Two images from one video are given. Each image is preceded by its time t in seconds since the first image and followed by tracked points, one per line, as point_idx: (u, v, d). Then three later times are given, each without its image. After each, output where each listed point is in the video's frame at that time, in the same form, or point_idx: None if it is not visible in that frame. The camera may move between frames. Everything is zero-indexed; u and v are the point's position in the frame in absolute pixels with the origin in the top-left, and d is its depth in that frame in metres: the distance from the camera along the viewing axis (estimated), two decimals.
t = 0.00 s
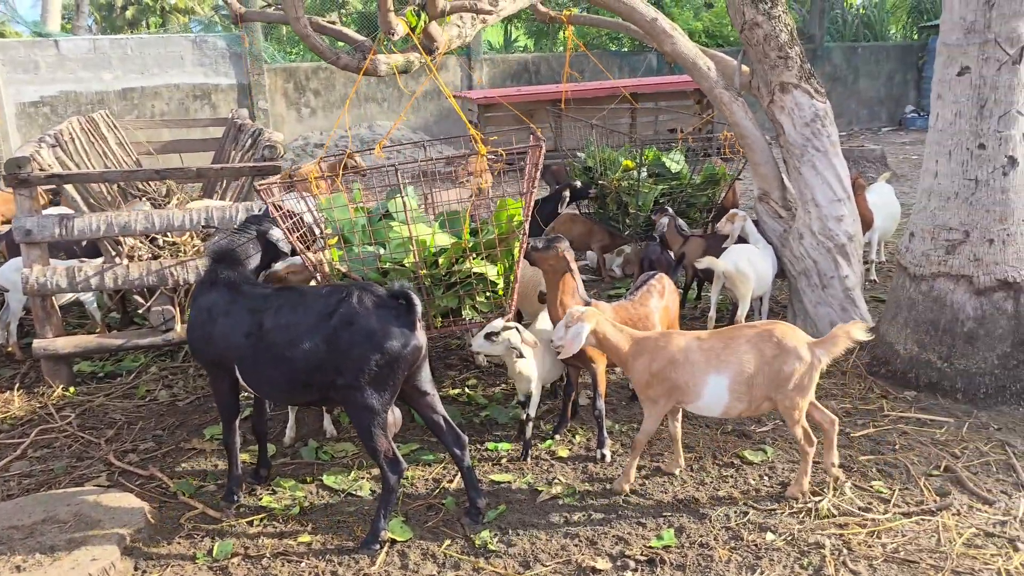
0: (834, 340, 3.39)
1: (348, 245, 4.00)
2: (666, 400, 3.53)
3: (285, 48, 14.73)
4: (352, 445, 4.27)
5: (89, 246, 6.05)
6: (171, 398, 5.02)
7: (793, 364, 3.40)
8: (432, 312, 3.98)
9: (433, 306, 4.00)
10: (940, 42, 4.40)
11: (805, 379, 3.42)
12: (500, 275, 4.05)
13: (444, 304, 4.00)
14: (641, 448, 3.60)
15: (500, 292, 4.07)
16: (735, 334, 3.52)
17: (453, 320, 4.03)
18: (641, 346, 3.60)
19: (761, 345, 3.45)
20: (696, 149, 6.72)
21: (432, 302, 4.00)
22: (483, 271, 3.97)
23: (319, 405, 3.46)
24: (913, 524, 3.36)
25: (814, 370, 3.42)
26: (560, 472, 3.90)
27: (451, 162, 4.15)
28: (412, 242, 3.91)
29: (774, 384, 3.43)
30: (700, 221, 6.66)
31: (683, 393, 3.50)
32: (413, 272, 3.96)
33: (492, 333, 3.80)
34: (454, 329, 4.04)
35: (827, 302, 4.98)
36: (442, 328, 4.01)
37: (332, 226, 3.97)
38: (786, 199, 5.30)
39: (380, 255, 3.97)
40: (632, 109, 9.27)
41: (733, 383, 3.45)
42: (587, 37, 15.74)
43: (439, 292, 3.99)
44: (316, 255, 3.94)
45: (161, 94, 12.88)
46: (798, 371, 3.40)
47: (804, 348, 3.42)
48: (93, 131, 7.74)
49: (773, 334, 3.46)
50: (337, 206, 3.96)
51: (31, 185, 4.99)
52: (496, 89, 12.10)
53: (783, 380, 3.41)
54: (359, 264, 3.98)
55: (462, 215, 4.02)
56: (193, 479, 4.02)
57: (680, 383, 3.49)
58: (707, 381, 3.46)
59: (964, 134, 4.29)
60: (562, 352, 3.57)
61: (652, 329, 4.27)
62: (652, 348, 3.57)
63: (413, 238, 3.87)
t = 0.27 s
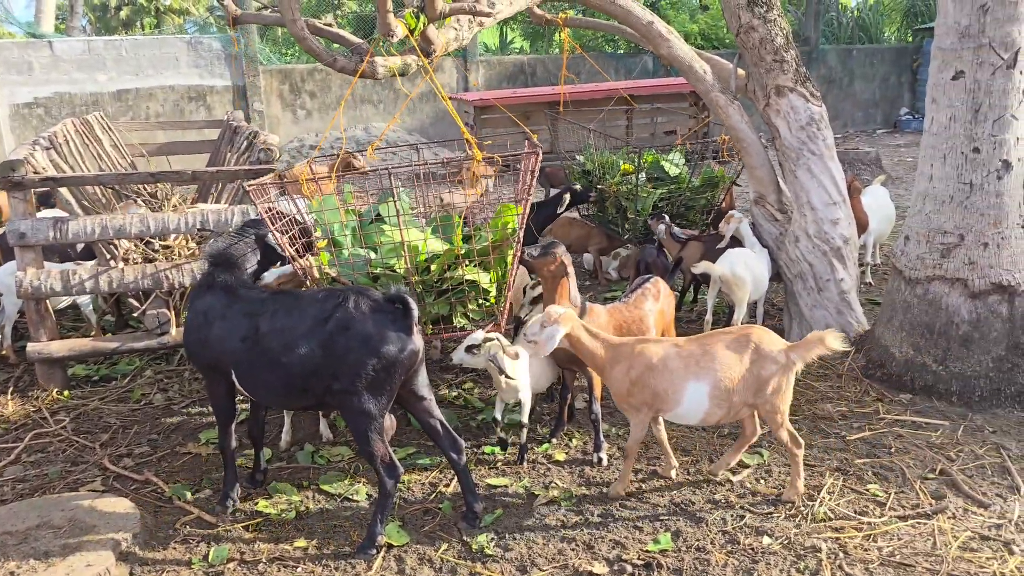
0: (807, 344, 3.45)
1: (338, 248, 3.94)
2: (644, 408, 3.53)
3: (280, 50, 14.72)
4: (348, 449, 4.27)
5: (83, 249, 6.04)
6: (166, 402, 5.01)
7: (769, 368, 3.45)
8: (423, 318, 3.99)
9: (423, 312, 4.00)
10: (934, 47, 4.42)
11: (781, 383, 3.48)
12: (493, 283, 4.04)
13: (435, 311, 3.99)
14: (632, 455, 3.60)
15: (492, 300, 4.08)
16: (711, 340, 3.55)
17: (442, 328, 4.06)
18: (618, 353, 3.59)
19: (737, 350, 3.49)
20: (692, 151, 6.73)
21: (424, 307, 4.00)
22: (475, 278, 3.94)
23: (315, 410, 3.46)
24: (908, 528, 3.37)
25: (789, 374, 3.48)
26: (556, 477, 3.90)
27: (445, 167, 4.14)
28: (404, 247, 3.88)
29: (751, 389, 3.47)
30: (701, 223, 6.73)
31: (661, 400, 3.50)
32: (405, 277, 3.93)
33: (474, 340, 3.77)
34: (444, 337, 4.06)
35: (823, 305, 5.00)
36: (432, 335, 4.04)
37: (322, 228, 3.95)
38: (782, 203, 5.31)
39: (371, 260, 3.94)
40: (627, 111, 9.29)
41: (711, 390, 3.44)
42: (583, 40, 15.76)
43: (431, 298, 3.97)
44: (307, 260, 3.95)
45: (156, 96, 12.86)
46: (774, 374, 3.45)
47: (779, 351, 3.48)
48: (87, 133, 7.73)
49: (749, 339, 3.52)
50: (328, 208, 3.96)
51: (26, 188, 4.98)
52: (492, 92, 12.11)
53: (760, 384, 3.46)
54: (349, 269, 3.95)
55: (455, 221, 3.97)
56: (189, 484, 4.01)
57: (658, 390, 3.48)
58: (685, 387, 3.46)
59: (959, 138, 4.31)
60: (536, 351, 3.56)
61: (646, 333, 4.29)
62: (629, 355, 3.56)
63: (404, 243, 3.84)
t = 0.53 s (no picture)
0: (778, 345, 3.52)
1: (339, 251, 3.95)
2: (624, 414, 3.52)
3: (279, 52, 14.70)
4: (347, 452, 4.26)
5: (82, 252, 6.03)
6: (165, 405, 5.00)
7: (744, 370, 3.51)
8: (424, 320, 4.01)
9: (424, 315, 4.01)
10: (932, 50, 4.43)
11: (754, 385, 3.54)
12: (493, 284, 4.04)
13: (436, 313, 4.00)
14: (620, 461, 3.60)
15: (492, 302, 4.09)
16: (687, 345, 3.58)
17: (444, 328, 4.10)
18: (597, 359, 3.58)
19: (713, 354, 3.53)
20: (691, 154, 6.74)
21: (425, 310, 4.01)
22: (475, 280, 3.95)
23: (316, 413, 3.46)
24: (908, 531, 3.37)
25: (761, 376, 3.55)
26: (556, 480, 3.90)
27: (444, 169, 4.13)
28: (404, 250, 3.85)
29: (728, 392, 3.50)
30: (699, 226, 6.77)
31: (641, 405, 3.49)
32: (405, 280, 3.91)
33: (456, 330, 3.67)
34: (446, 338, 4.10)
35: (822, 309, 4.99)
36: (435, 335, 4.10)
37: (324, 232, 3.98)
38: (781, 206, 5.27)
39: (371, 263, 3.90)
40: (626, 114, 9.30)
41: (690, 394, 3.45)
42: (582, 42, 15.78)
43: (432, 300, 3.98)
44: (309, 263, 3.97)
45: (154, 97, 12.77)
46: (749, 377, 3.51)
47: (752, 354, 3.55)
48: (86, 135, 7.72)
49: (723, 343, 3.57)
50: (329, 212, 3.97)
51: (25, 191, 4.97)
52: (490, 94, 12.11)
53: (736, 387, 3.50)
54: (349, 272, 3.95)
55: (455, 222, 3.95)
56: (188, 488, 4.00)
57: (638, 395, 3.48)
58: (665, 392, 3.46)
59: (958, 142, 4.31)
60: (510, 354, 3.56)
61: (645, 337, 4.29)
62: (607, 360, 3.56)
63: (406, 246, 3.82)
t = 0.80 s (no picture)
0: (757, 346, 3.57)
1: (343, 252, 3.93)
2: (607, 415, 3.51)
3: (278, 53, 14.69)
4: (347, 454, 4.26)
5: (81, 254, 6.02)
6: (164, 407, 4.99)
7: (725, 371, 3.53)
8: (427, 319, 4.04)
9: (427, 314, 4.05)
10: (931, 53, 4.43)
11: (734, 385, 3.57)
12: (494, 283, 4.07)
13: (438, 312, 4.05)
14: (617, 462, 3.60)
15: (494, 300, 4.12)
16: (669, 345, 3.59)
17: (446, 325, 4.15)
18: (581, 361, 3.56)
19: (695, 354, 3.54)
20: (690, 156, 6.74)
21: (428, 308, 4.05)
22: (477, 279, 3.98)
23: (313, 416, 3.45)
24: (908, 534, 3.37)
25: (740, 376, 3.59)
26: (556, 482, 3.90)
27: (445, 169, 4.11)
28: (407, 250, 3.88)
29: (709, 392, 3.52)
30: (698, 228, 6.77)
31: (625, 407, 3.49)
32: (408, 279, 3.93)
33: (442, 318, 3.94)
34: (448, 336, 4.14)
35: (822, 310, 4.99)
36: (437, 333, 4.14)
37: (329, 233, 3.93)
38: (780, 208, 5.28)
39: (374, 264, 3.92)
40: (625, 116, 9.30)
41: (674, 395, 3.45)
42: (581, 44, 15.79)
43: (434, 300, 4.02)
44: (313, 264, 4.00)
45: (153, 98, 12.77)
46: (729, 377, 3.54)
47: (732, 354, 3.57)
48: (84, 136, 7.71)
49: (704, 343, 3.58)
50: (333, 214, 3.91)
51: (24, 193, 4.96)
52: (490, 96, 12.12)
53: (717, 387, 3.52)
54: (354, 273, 3.94)
55: (457, 223, 3.95)
56: (187, 490, 4.00)
57: (621, 396, 3.47)
58: (648, 393, 3.46)
59: (957, 144, 4.32)
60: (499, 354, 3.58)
61: (645, 337, 4.30)
62: (591, 363, 3.54)
63: (408, 246, 3.83)
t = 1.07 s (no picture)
0: (749, 347, 3.60)
1: (344, 250, 3.97)
2: (596, 414, 3.50)
3: (277, 53, 14.70)
4: (346, 455, 4.26)
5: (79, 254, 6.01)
6: (163, 408, 4.98)
7: (714, 371, 3.53)
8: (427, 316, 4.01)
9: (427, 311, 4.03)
10: (931, 53, 4.44)
11: (724, 386, 3.57)
12: (494, 280, 4.08)
13: (439, 308, 4.02)
14: (613, 461, 3.58)
15: (494, 297, 4.12)
16: (660, 345, 3.59)
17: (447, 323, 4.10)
18: (571, 359, 3.56)
19: (685, 354, 3.54)
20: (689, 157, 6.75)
21: (428, 306, 4.02)
22: (477, 276, 3.99)
23: (309, 416, 3.44)
24: (907, 534, 3.37)
25: (730, 377, 3.59)
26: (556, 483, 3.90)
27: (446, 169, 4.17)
28: (407, 247, 3.87)
29: (699, 392, 3.51)
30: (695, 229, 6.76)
31: (614, 406, 3.48)
32: (408, 277, 3.94)
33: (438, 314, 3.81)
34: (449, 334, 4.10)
35: (821, 310, 5.00)
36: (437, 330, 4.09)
37: (329, 230, 3.97)
38: (779, 208, 5.26)
39: (376, 260, 3.95)
40: (624, 116, 9.31)
41: (662, 395, 3.45)
42: (580, 44, 15.80)
43: (435, 296, 4.00)
44: (313, 261, 3.97)
45: (152, 99, 12.81)
46: (719, 378, 3.54)
47: (723, 355, 3.57)
48: (83, 136, 7.71)
49: (695, 344, 3.58)
50: (334, 211, 3.96)
51: (22, 193, 4.95)
52: (489, 96, 12.11)
53: (707, 388, 3.51)
54: (355, 270, 3.97)
55: (457, 220, 3.95)
56: (186, 490, 4.00)
57: (610, 395, 3.47)
58: (637, 392, 3.45)
59: (956, 145, 4.32)
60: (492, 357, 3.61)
61: (644, 336, 4.29)
62: (581, 361, 3.54)
63: (408, 243, 3.81)
